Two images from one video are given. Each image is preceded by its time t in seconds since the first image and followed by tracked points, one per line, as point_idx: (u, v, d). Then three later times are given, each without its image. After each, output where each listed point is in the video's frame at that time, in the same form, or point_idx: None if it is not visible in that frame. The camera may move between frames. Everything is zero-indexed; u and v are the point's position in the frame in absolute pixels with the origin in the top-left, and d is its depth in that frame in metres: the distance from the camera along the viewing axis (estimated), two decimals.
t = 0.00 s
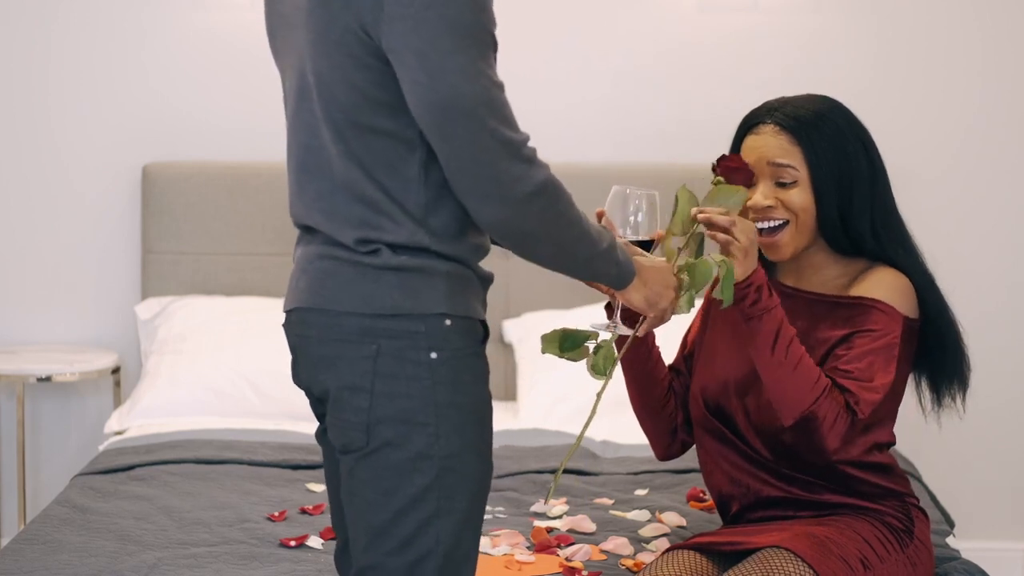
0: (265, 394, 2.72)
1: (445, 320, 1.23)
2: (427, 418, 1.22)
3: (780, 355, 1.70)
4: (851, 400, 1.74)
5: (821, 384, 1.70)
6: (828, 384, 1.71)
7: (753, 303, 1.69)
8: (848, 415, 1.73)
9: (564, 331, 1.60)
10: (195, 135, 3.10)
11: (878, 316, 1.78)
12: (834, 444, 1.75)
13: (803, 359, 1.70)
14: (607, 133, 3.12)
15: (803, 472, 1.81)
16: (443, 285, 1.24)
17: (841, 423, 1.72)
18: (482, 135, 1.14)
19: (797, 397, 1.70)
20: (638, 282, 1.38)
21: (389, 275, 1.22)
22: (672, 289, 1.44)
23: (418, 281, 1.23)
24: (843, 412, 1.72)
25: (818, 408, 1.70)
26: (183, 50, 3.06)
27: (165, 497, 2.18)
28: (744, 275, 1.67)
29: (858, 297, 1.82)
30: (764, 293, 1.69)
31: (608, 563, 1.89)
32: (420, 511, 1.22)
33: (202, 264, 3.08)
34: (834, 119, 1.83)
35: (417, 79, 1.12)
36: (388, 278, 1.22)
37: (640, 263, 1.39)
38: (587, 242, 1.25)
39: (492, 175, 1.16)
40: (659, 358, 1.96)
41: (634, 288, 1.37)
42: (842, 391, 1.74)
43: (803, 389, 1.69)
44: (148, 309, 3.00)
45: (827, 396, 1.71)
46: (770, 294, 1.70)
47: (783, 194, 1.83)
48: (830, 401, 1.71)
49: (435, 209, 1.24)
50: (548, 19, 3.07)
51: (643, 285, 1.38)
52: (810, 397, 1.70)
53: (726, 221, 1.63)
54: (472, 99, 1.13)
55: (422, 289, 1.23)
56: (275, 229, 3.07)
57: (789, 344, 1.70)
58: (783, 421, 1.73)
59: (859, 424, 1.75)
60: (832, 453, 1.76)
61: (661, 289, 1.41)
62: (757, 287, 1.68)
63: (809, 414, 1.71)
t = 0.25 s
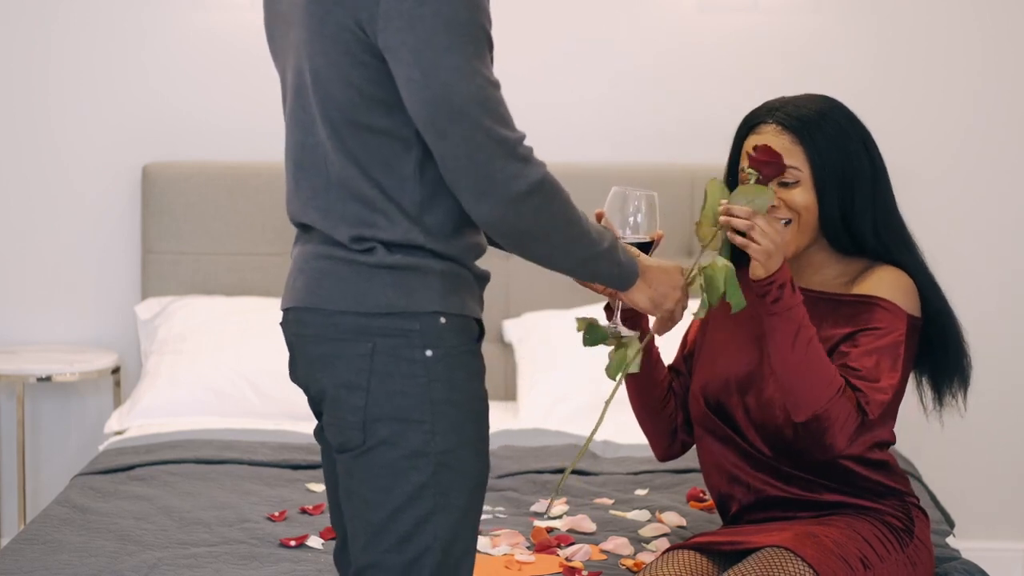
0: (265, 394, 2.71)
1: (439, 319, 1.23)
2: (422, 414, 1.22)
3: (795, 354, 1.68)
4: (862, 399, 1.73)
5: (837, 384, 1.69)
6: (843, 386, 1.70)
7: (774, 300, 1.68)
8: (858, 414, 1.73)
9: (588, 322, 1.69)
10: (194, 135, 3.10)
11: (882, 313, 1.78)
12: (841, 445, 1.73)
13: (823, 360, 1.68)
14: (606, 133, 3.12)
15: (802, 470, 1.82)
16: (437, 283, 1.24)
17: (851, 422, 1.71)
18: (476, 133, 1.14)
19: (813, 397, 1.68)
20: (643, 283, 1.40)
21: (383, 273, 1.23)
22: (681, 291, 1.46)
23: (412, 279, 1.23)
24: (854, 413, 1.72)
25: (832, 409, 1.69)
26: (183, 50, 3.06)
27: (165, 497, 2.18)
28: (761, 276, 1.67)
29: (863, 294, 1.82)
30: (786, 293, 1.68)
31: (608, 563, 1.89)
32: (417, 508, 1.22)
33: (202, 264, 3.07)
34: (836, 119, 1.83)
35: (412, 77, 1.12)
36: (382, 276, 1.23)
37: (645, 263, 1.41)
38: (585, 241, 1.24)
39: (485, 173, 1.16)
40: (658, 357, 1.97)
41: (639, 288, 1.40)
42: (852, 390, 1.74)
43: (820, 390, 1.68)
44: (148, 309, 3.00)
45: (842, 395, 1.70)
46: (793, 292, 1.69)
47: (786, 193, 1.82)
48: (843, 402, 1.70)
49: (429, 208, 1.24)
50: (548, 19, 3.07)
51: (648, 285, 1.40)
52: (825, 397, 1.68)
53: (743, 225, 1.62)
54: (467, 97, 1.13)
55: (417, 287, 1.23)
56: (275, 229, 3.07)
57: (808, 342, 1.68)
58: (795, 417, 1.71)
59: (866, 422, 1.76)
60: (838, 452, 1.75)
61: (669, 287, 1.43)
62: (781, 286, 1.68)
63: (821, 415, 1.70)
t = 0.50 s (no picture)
0: (264, 393, 2.71)
1: (435, 317, 1.23)
2: (419, 412, 1.22)
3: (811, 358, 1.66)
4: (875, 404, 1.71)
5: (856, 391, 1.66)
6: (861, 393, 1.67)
7: (800, 309, 1.65)
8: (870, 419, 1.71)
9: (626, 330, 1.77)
10: (194, 135, 3.10)
11: (887, 314, 1.78)
12: (850, 448, 1.70)
13: (844, 367, 1.65)
14: (606, 133, 3.12)
15: (803, 469, 1.82)
16: (432, 282, 1.24)
17: (863, 426, 1.68)
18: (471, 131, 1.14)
19: (832, 402, 1.65)
20: (650, 288, 1.48)
21: (379, 272, 1.23)
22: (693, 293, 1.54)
23: (408, 278, 1.23)
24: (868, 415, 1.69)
25: (849, 415, 1.66)
26: (183, 50, 3.06)
27: (165, 497, 2.18)
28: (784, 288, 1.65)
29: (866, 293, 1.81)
30: (814, 302, 1.64)
31: (608, 563, 1.89)
32: (415, 506, 1.22)
33: (202, 264, 3.07)
34: (838, 119, 1.83)
35: (406, 75, 1.13)
36: (377, 275, 1.23)
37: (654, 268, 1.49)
38: (583, 240, 1.24)
39: (479, 171, 1.15)
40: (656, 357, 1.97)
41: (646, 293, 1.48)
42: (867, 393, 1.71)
43: (839, 396, 1.65)
44: (148, 309, 3.01)
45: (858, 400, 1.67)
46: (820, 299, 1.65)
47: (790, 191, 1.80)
48: (860, 407, 1.67)
49: (424, 206, 1.24)
50: (547, 19, 3.07)
51: (657, 289, 1.48)
52: (844, 405, 1.65)
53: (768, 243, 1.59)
54: (460, 95, 1.13)
55: (412, 285, 1.23)
56: (275, 229, 3.07)
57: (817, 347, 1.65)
58: (812, 420, 1.68)
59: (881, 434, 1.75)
60: (847, 454, 1.71)
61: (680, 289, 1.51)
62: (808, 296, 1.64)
63: (840, 420, 1.66)
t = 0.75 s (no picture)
0: (264, 394, 2.71)
1: (432, 316, 1.23)
2: (417, 410, 1.22)
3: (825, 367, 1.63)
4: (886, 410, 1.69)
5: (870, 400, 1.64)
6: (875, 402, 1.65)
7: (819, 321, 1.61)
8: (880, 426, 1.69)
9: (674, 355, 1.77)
10: (194, 135, 3.10)
11: (889, 315, 1.77)
12: (859, 454, 1.68)
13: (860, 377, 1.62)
14: (605, 133, 3.12)
15: (802, 468, 1.82)
16: (429, 281, 1.24)
17: (874, 433, 1.66)
18: (461, 130, 1.14)
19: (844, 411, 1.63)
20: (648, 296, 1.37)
21: (377, 271, 1.23)
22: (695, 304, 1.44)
23: (406, 277, 1.23)
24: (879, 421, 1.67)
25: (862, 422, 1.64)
26: (183, 50, 3.06)
27: (164, 497, 2.18)
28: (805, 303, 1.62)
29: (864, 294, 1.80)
30: (834, 313, 1.60)
31: (607, 563, 1.89)
32: (414, 505, 1.22)
33: (202, 264, 3.07)
34: (840, 118, 1.84)
35: (403, 73, 1.13)
36: (376, 274, 1.23)
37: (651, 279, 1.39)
38: (576, 244, 1.24)
39: (470, 170, 1.15)
40: (654, 360, 1.96)
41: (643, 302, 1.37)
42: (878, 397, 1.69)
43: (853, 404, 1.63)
44: (148, 309, 3.01)
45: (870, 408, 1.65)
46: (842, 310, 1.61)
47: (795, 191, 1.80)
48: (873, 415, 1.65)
49: (422, 205, 1.25)
50: (548, 19, 3.07)
51: (654, 299, 1.38)
52: (857, 415, 1.63)
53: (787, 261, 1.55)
54: (455, 94, 1.13)
55: (410, 284, 1.23)
56: (276, 229, 3.07)
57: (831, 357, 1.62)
58: (824, 428, 1.66)
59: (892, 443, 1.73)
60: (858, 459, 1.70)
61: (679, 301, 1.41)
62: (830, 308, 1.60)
63: (851, 429, 1.65)
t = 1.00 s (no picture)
0: (264, 394, 2.71)
1: (435, 314, 1.23)
2: (419, 408, 1.22)
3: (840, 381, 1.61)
4: (899, 421, 1.67)
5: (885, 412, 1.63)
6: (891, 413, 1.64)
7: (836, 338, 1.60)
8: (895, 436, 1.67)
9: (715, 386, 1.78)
10: (193, 135, 3.10)
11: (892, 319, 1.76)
12: (873, 463, 1.67)
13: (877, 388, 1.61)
14: (605, 133, 3.12)
15: (802, 468, 1.82)
16: (432, 279, 1.24)
17: (888, 443, 1.66)
18: (444, 126, 1.13)
19: (859, 424, 1.62)
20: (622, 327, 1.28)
21: (379, 270, 1.23)
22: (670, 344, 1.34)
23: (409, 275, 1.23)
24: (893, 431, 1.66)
25: (878, 433, 1.63)
26: (183, 50, 3.06)
27: (164, 497, 2.18)
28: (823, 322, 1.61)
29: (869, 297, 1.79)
30: (854, 330, 1.58)
31: (607, 563, 1.89)
32: (418, 502, 1.22)
33: (202, 264, 3.07)
34: (842, 117, 1.85)
35: (397, 67, 1.13)
36: (379, 273, 1.23)
37: (628, 309, 1.30)
38: (555, 256, 1.21)
39: (449, 168, 1.13)
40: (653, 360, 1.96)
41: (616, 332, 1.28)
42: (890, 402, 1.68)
43: (868, 414, 1.61)
44: (147, 309, 3.01)
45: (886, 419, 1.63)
46: (862, 325, 1.59)
47: (801, 190, 1.82)
48: (888, 426, 1.64)
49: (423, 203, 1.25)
50: (547, 19, 3.07)
51: (629, 329, 1.29)
52: (870, 426, 1.62)
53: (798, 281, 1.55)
54: (446, 88, 1.13)
55: (413, 282, 1.23)
56: (275, 229, 3.07)
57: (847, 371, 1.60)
58: (836, 438, 1.65)
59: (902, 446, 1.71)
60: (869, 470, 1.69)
61: (655, 335, 1.31)
62: (850, 325, 1.58)
63: (864, 441, 1.64)
